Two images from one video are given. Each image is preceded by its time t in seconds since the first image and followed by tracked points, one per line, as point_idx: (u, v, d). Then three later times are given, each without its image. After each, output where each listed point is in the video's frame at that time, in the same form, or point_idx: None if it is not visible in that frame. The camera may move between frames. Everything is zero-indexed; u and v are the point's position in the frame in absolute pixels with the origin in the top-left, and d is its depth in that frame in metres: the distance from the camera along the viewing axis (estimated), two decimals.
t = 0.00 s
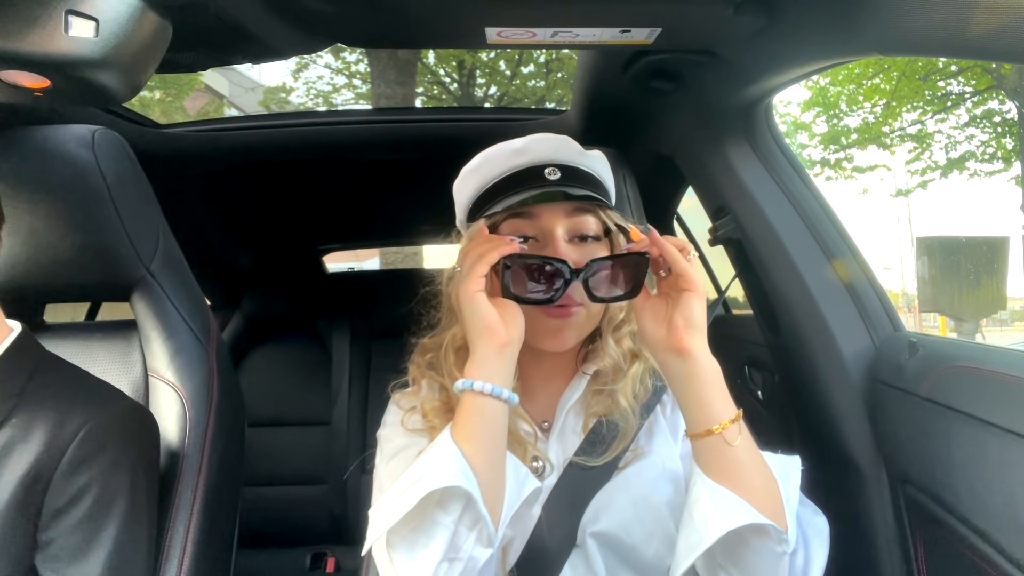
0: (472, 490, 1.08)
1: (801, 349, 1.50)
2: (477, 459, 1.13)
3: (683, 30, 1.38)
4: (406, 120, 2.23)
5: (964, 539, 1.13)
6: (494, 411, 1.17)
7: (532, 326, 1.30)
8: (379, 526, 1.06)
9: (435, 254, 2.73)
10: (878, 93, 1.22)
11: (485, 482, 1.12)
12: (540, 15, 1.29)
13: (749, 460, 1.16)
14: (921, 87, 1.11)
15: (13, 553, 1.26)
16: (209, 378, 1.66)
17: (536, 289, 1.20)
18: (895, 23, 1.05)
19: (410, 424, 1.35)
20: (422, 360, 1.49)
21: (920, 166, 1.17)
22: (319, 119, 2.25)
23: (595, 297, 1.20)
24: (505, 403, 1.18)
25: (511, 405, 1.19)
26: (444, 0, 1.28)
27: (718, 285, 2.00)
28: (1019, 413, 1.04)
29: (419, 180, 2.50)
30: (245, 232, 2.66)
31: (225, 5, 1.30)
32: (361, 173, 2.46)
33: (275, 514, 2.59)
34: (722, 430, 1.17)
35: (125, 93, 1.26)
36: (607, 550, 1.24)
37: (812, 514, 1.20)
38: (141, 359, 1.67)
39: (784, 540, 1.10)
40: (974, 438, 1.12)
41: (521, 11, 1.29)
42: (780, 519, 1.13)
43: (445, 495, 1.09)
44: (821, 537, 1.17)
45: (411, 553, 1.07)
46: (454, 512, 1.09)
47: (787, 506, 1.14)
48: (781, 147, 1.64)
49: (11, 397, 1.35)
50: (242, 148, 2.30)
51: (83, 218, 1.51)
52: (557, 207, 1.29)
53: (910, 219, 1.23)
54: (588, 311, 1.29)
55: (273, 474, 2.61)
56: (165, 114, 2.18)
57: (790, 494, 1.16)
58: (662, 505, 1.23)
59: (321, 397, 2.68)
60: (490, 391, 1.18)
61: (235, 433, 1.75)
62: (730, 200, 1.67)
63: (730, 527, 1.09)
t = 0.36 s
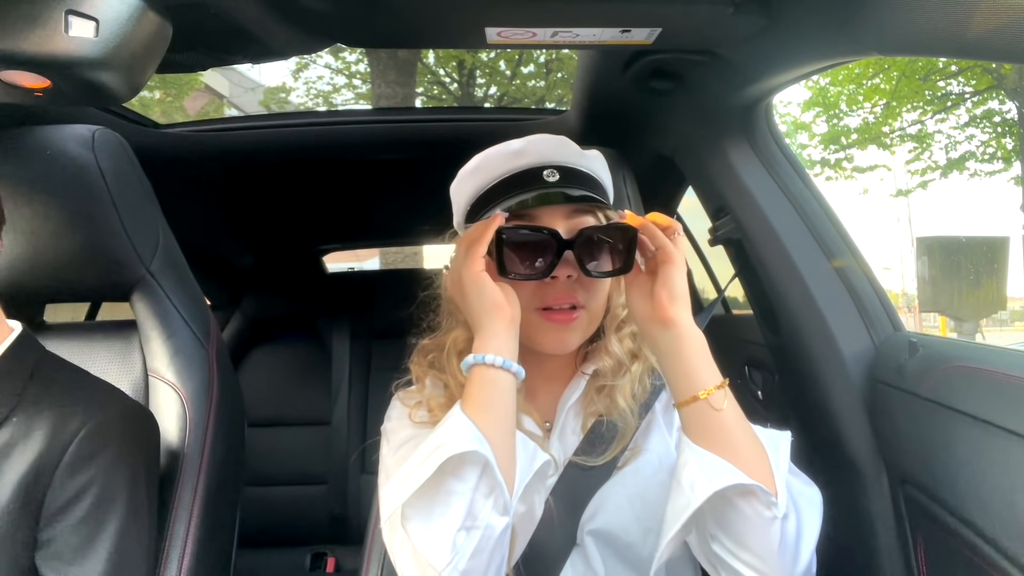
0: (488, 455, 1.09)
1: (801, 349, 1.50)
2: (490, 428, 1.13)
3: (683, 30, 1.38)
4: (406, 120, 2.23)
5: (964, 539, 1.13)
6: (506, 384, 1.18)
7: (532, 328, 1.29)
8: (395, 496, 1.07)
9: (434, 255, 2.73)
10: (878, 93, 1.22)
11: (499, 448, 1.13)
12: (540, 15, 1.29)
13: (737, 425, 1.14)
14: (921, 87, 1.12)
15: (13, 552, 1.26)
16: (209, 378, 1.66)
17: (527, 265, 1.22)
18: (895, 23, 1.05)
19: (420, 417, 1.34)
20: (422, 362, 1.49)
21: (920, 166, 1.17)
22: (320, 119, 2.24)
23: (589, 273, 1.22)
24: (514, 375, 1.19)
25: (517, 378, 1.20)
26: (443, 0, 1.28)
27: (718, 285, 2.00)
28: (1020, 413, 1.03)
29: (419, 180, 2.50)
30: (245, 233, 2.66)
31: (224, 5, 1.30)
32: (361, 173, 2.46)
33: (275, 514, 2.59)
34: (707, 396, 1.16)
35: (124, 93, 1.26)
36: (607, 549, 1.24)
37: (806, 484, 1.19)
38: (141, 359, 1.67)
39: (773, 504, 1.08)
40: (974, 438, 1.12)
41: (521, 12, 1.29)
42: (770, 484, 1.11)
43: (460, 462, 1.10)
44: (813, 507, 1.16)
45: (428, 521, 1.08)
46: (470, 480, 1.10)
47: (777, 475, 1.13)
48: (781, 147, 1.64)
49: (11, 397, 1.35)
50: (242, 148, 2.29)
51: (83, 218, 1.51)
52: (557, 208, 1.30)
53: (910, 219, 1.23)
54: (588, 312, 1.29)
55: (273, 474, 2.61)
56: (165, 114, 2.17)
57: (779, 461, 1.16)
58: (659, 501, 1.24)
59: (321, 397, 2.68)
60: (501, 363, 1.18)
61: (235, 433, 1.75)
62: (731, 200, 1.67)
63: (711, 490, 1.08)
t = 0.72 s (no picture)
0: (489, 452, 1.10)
1: (801, 349, 1.50)
2: (489, 427, 1.14)
3: (683, 30, 1.38)
4: (406, 120, 2.23)
5: (964, 539, 1.13)
6: (503, 383, 1.19)
7: (529, 328, 1.29)
8: (392, 494, 1.07)
9: (434, 254, 2.73)
10: (878, 93, 1.22)
11: (498, 447, 1.13)
12: (540, 15, 1.29)
13: (719, 407, 1.14)
14: (921, 87, 1.11)
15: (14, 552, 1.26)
16: (209, 378, 1.66)
17: (520, 267, 1.23)
18: (895, 23, 1.05)
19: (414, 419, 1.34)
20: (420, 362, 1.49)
21: (920, 166, 1.17)
22: (321, 119, 2.23)
23: (581, 272, 1.23)
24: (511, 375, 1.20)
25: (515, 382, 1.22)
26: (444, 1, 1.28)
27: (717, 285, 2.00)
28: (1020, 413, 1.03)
29: (420, 180, 2.50)
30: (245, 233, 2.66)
31: (225, 5, 1.30)
32: (361, 173, 2.46)
33: (275, 514, 2.59)
34: (686, 383, 1.16)
35: (125, 93, 1.26)
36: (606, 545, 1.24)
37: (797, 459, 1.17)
38: (142, 359, 1.67)
39: (761, 481, 1.08)
40: (975, 438, 1.12)
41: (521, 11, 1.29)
42: (758, 464, 1.11)
43: (459, 459, 1.10)
44: (808, 486, 1.14)
45: (423, 517, 1.08)
46: (467, 477, 1.10)
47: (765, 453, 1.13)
48: (781, 147, 1.64)
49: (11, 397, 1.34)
50: (242, 148, 2.29)
51: (83, 218, 1.51)
52: (553, 205, 1.29)
53: (910, 219, 1.23)
54: (586, 311, 1.29)
55: (274, 474, 2.61)
56: (165, 114, 2.17)
57: (768, 442, 1.16)
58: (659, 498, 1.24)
59: (321, 397, 2.69)
60: (506, 364, 1.19)
61: (235, 432, 1.75)
62: (730, 199, 1.67)
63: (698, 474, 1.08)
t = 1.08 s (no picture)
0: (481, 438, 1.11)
1: (801, 349, 1.50)
2: (481, 417, 1.15)
3: (683, 30, 1.38)
4: (406, 120, 2.23)
5: (965, 540, 1.12)
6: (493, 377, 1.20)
7: (525, 330, 1.29)
8: (386, 482, 1.08)
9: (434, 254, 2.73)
10: (878, 93, 1.23)
11: (490, 435, 1.14)
12: (540, 15, 1.29)
13: (715, 406, 1.14)
14: (921, 87, 1.13)
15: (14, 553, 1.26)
16: (209, 378, 1.66)
17: (517, 273, 1.24)
18: (896, 22, 1.05)
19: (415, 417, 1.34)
20: (419, 362, 1.49)
21: (920, 166, 1.17)
22: (321, 119, 2.23)
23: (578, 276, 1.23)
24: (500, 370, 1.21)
25: (503, 378, 1.23)
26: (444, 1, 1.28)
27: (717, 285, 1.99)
28: (1020, 413, 1.03)
29: (419, 179, 2.50)
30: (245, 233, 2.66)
31: (225, 5, 1.30)
32: (361, 173, 2.47)
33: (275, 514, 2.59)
34: (679, 386, 1.16)
35: (124, 93, 1.25)
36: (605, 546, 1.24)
37: (798, 456, 1.17)
38: (141, 359, 1.67)
39: (759, 478, 1.08)
40: (974, 439, 1.12)
41: (521, 11, 1.29)
42: (755, 460, 1.11)
43: (451, 447, 1.11)
44: (809, 483, 1.13)
45: (418, 503, 1.09)
46: (460, 464, 1.11)
47: (762, 450, 1.12)
48: (781, 147, 1.65)
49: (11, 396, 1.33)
50: (241, 148, 2.29)
51: (83, 218, 1.51)
52: (552, 211, 1.30)
53: (910, 219, 1.23)
54: (585, 315, 1.28)
55: (273, 474, 2.61)
56: (165, 114, 2.17)
57: (766, 437, 1.15)
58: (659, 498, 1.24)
59: (321, 397, 2.68)
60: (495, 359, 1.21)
61: (235, 432, 1.75)
62: (730, 200, 1.67)
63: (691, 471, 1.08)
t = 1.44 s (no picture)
0: None
1: (801, 348, 1.50)
2: (412, 544, 1.06)
3: (683, 30, 1.38)
4: (406, 120, 2.23)
5: (964, 540, 1.13)
6: (433, 498, 1.07)
7: (524, 327, 1.28)
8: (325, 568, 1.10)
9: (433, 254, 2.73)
10: (878, 93, 1.23)
11: (417, 563, 1.07)
12: (540, 15, 1.29)
13: (753, 465, 1.06)
14: (921, 87, 1.12)
15: (14, 553, 1.26)
16: (209, 378, 1.66)
17: (516, 270, 1.24)
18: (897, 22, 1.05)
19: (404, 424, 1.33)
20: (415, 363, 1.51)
21: (920, 166, 1.17)
22: (320, 119, 2.24)
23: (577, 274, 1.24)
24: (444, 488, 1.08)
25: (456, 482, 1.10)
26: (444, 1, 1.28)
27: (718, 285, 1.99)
28: (1020, 413, 1.03)
29: (420, 179, 2.50)
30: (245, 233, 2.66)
31: (225, 5, 1.30)
32: (362, 172, 2.47)
33: (275, 514, 2.59)
34: (723, 442, 1.06)
35: (124, 93, 1.25)
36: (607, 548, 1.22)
37: (827, 516, 1.13)
38: (141, 359, 1.67)
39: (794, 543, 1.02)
40: (974, 439, 1.12)
41: (521, 11, 1.29)
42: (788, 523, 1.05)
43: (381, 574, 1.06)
44: (835, 543, 1.10)
45: None
46: None
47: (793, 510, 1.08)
48: (781, 147, 1.64)
49: (11, 397, 1.35)
50: (241, 148, 2.29)
51: (83, 218, 1.51)
52: (553, 210, 1.29)
53: (910, 220, 1.23)
54: (584, 312, 1.28)
55: (273, 474, 2.61)
56: (165, 114, 2.17)
57: (794, 498, 1.11)
58: (659, 500, 1.24)
59: (321, 397, 2.68)
60: (426, 477, 1.06)
61: (235, 433, 1.75)
62: (730, 199, 1.67)
63: (724, 542, 1.02)
